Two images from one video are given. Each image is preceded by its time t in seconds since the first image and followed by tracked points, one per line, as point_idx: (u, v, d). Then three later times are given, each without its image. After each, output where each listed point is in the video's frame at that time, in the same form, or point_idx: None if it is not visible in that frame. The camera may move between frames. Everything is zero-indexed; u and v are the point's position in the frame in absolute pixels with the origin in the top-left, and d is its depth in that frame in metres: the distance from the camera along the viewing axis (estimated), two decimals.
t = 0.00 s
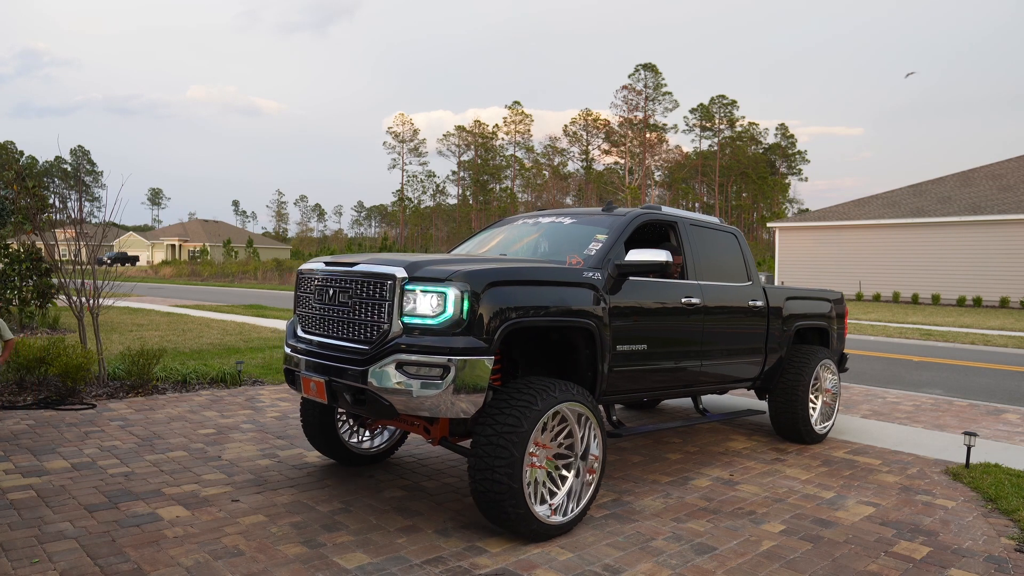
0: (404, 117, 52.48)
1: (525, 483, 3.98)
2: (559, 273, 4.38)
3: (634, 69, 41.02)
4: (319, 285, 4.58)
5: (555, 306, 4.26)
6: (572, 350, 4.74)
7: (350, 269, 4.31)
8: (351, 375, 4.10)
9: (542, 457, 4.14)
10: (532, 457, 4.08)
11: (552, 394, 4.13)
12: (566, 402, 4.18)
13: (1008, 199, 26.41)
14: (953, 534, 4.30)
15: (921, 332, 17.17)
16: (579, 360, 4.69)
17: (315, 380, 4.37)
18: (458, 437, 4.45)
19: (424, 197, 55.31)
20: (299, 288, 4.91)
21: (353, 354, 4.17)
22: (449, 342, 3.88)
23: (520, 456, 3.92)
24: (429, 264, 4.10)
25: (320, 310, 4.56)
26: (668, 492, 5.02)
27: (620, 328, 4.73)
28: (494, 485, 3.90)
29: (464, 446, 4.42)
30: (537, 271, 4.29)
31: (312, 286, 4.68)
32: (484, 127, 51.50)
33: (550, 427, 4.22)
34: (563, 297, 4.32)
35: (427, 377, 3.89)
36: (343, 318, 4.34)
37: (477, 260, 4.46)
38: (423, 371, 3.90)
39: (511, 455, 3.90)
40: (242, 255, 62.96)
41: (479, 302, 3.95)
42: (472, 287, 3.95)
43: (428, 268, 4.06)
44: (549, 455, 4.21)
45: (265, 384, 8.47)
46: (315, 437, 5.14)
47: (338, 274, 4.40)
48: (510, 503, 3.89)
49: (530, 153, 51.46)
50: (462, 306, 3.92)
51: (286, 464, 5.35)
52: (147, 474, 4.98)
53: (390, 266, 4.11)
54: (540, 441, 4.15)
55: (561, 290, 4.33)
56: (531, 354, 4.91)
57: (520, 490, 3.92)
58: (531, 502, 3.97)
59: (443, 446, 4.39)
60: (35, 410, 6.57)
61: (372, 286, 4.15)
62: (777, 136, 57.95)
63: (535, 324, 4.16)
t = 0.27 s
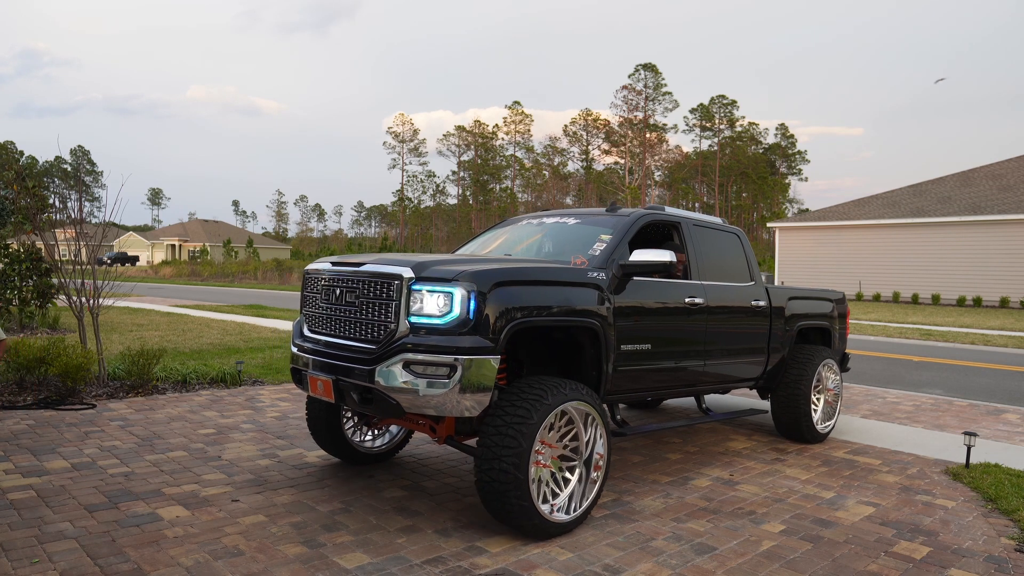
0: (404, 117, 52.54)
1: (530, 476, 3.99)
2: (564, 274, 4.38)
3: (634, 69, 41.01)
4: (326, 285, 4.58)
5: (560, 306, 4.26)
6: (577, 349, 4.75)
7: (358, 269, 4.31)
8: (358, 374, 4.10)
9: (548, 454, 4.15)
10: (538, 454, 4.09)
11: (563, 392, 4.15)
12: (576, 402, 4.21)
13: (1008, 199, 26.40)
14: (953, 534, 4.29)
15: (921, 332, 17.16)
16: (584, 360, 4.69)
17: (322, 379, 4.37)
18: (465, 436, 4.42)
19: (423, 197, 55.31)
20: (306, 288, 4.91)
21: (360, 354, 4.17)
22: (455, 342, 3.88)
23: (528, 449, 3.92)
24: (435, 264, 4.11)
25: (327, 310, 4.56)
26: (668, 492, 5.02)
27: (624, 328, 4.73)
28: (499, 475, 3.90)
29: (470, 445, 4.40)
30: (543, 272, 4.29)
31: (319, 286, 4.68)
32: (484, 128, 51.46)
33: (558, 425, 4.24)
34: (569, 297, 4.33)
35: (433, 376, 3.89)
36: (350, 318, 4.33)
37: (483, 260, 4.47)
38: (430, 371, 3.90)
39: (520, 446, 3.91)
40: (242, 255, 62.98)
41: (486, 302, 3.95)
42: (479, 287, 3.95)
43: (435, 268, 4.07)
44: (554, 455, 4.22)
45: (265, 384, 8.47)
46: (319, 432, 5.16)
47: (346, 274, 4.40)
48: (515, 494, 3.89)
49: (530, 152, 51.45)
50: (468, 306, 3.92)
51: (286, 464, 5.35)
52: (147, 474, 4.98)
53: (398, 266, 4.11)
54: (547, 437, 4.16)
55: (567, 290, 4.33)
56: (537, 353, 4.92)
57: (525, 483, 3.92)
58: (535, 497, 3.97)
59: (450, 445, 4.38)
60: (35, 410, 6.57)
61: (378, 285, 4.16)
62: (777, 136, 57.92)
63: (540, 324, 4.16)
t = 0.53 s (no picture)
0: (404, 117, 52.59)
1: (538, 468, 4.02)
2: (570, 273, 4.38)
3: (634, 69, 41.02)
4: (334, 285, 4.58)
5: (567, 306, 4.27)
6: (583, 350, 4.77)
7: (366, 269, 4.31)
8: (367, 373, 4.10)
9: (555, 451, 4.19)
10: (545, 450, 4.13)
11: (576, 390, 4.23)
12: (587, 402, 4.28)
13: (1008, 199, 26.40)
14: (953, 534, 4.30)
15: (921, 332, 17.16)
16: (590, 360, 4.70)
17: (330, 377, 4.37)
18: (471, 435, 4.45)
19: (424, 197, 55.32)
20: (313, 288, 4.91)
21: (368, 353, 4.17)
22: (463, 341, 3.89)
23: (538, 440, 3.97)
24: (443, 264, 4.11)
25: (335, 309, 4.56)
26: (668, 492, 5.02)
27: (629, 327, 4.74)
28: (508, 464, 3.93)
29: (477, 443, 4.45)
30: (550, 271, 4.29)
31: (327, 285, 4.68)
32: (484, 127, 51.41)
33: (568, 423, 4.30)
34: (575, 297, 4.34)
35: (441, 375, 3.90)
36: (358, 318, 4.33)
37: (490, 260, 4.47)
38: (439, 369, 3.90)
39: (531, 436, 3.96)
40: (242, 255, 63.00)
41: (493, 302, 3.95)
42: (487, 287, 3.96)
43: (443, 268, 4.07)
44: (562, 455, 4.26)
45: (265, 384, 8.47)
46: (324, 420, 5.21)
47: (354, 274, 4.40)
48: (521, 483, 3.92)
49: (530, 153, 51.45)
50: (476, 306, 3.93)
51: (286, 464, 5.35)
52: (147, 474, 4.98)
53: (406, 267, 4.11)
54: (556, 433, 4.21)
55: (573, 290, 4.34)
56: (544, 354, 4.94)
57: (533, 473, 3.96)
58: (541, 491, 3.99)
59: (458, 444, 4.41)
60: (34, 410, 6.57)
61: (386, 285, 4.16)
62: (777, 136, 57.92)
63: (548, 323, 4.17)
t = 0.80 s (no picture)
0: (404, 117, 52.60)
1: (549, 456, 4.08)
2: (579, 273, 4.39)
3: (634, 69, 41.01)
4: (344, 285, 4.59)
5: (576, 305, 4.28)
6: (591, 349, 4.79)
7: (377, 269, 4.32)
8: (378, 372, 4.12)
9: (567, 445, 4.26)
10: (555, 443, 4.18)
11: (593, 390, 4.32)
12: (603, 403, 4.38)
13: (1008, 198, 26.40)
14: (953, 534, 4.30)
15: (921, 332, 17.16)
16: (597, 359, 4.73)
17: (342, 377, 4.38)
18: (480, 432, 4.49)
19: (424, 197, 55.32)
20: (324, 288, 4.92)
21: (380, 352, 4.19)
22: (473, 340, 3.90)
23: (553, 428, 4.04)
24: (454, 264, 4.11)
25: (346, 309, 4.57)
26: (667, 492, 5.02)
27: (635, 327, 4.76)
28: (520, 446, 3.99)
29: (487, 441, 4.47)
30: (559, 271, 4.30)
31: (337, 285, 4.70)
32: (484, 127, 51.35)
33: (582, 422, 4.38)
34: (584, 296, 4.35)
35: (452, 374, 3.91)
36: (369, 317, 4.35)
37: (499, 260, 4.48)
38: (449, 368, 3.92)
39: (547, 422, 4.03)
40: (242, 255, 63.01)
41: (504, 302, 3.96)
42: (497, 287, 3.96)
43: (454, 268, 4.07)
44: (569, 453, 4.31)
45: (265, 384, 8.47)
46: (333, 415, 5.28)
47: (364, 274, 4.41)
48: (531, 467, 3.97)
49: (530, 153, 51.45)
50: (487, 306, 3.93)
51: (286, 464, 5.35)
52: (147, 474, 4.98)
53: (417, 266, 4.12)
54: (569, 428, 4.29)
55: (581, 289, 4.35)
56: (553, 353, 4.98)
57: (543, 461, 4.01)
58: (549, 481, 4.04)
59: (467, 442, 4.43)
60: (34, 410, 6.57)
61: (398, 285, 4.17)
62: (777, 136, 57.91)
63: (557, 323, 4.18)
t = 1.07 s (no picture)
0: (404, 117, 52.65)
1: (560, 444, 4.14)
2: (586, 273, 4.43)
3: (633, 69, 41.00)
4: (355, 284, 4.63)
5: (584, 305, 4.32)
6: (598, 348, 4.82)
7: (387, 269, 4.36)
8: (389, 371, 4.16)
9: (577, 441, 4.32)
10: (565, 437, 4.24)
11: (609, 393, 4.41)
12: (617, 406, 4.46)
13: (1008, 199, 26.40)
14: (953, 534, 4.30)
15: (921, 332, 17.17)
16: (604, 358, 4.76)
17: (353, 375, 4.42)
18: (490, 430, 4.47)
19: (423, 197, 55.33)
20: (334, 287, 4.96)
21: (390, 351, 4.23)
22: (483, 339, 3.95)
23: (565, 417, 4.12)
24: (463, 264, 4.16)
25: (356, 308, 4.61)
26: (668, 492, 5.02)
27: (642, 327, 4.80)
28: (532, 431, 4.06)
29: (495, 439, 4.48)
30: (568, 272, 4.34)
31: (348, 284, 4.73)
32: (484, 127, 51.30)
33: (596, 422, 4.46)
34: (592, 296, 4.39)
35: (462, 373, 3.96)
36: (379, 316, 4.38)
37: (507, 261, 4.52)
38: (459, 367, 3.96)
39: (562, 410, 4.12)
40: (242, 255, 63.03)
41: (513, 302, 4.00)
42: (507, 287, 4.00)
43: (464, 268, 4.12)
44: (577, 451, 4.35)
45: (265, 384, 8.47)
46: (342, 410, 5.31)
47: (375, 274, 4.45)
48: (542, 451, 4.03)
49: (530, 153, 51.45)
50: (497, 305, 3.97)
51: (286, 464, 5.35)
52: (147, 474, 4.98)
53: (427, 266, 4.17)
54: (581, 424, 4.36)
55: (589, 289, 4.39)
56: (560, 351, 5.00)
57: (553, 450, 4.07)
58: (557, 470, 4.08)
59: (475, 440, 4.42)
60: (35, 410, 6.57)
61: (408, 285, 4.21)
62: (777, 136, 57.88)
63: (566, 323, 4.22)
